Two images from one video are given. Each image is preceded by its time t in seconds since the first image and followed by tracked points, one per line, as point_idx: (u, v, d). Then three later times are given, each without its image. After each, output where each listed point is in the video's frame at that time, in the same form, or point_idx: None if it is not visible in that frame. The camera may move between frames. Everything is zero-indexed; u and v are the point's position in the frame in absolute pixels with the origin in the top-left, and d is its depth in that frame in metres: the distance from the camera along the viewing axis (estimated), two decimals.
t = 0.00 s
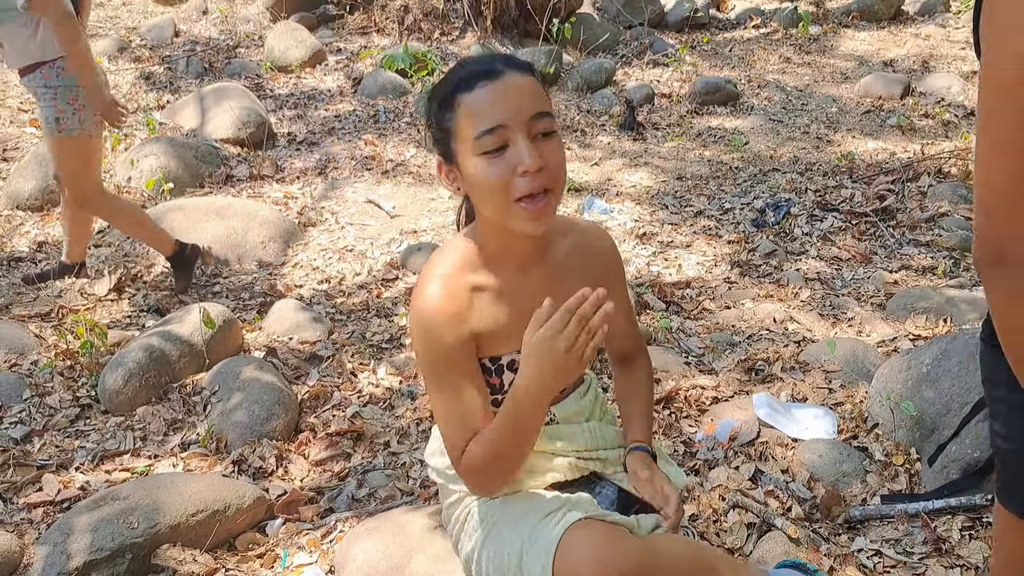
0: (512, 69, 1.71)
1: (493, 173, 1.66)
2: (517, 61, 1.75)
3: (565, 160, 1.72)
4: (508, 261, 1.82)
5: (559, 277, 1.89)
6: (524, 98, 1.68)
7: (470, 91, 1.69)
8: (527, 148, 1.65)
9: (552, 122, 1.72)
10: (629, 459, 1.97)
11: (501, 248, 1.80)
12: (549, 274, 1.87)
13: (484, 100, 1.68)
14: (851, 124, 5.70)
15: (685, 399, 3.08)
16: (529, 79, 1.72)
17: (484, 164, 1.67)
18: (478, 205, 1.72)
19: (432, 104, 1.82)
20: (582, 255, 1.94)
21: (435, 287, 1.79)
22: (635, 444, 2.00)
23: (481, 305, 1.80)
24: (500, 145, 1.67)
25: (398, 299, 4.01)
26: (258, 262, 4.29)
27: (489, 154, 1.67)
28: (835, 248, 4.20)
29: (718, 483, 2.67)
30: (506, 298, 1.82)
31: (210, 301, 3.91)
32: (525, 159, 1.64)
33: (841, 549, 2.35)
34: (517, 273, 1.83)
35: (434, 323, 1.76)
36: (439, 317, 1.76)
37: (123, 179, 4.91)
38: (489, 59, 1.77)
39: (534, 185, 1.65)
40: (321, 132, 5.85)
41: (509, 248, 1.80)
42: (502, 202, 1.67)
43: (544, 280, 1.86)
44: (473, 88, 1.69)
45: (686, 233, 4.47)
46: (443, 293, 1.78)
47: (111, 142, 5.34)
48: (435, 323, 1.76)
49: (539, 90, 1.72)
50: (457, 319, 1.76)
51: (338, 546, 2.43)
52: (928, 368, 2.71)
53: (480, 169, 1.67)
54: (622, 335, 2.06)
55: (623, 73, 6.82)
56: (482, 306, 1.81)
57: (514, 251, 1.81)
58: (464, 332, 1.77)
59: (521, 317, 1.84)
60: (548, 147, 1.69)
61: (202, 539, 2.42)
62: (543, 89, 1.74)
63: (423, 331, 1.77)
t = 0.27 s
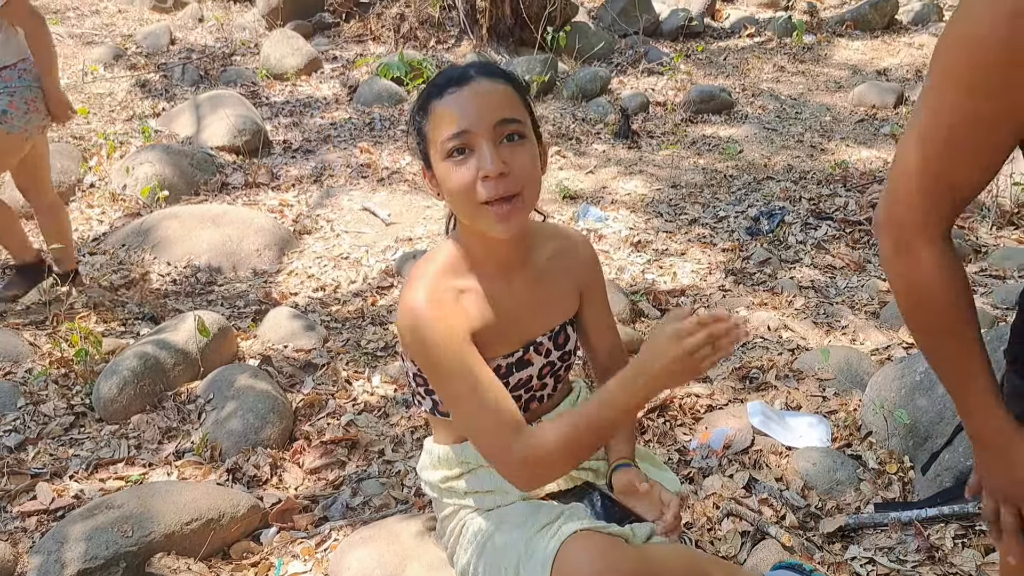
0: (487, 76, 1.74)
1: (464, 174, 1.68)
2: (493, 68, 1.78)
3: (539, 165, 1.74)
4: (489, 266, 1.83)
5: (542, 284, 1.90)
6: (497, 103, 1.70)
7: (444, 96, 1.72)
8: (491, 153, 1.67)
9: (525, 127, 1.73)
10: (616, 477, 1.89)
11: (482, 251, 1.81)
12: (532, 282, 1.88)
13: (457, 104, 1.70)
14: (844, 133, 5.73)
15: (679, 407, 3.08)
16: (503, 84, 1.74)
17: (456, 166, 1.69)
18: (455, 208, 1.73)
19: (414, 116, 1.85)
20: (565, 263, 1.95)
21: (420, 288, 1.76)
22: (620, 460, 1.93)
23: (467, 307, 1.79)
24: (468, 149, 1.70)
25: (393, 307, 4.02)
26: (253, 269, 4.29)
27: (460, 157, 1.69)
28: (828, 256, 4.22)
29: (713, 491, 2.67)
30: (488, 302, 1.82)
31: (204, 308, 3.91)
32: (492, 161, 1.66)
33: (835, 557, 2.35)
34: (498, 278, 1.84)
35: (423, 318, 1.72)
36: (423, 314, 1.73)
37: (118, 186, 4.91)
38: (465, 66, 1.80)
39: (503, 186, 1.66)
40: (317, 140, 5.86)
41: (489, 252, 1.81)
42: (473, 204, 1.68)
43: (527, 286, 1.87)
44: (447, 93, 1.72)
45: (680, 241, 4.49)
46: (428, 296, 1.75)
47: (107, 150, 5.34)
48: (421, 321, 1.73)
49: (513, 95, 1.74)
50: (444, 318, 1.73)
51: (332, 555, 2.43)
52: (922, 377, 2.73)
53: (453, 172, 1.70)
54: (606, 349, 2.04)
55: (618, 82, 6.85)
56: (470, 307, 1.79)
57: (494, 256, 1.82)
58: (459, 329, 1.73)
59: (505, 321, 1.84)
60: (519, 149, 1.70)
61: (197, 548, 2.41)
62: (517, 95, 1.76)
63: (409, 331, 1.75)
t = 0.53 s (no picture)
0: (491, 84, 1.76)
1: (462, 175, 1.70)
2: (499, 77, 1.80)
3: (540, 170, 1.73)
4: (492, 272, 1.83)
5: (544, 293, 1.90)
6: (498, 109, 1.72)
7: (447, 103, 1.76)
8: (490, 156, 1.68)
9: (527, 131, 1.74)
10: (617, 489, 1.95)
11: (484, 258, 1.81)
12: (535, 290, 1.88)
13: (459, 109, 1.73)
14: (842, 139, 5.74)
15: (677, 414, 3.09)
16: (507, 92, 1.76)
17: (454, 168, 1.71)
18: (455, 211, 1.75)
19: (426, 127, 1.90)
20: (567, 273, 1.95)
21: (422, 290, 1.79)
22: (621, 471, 1.99)
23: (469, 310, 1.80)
24: (468, 153, 1.71)
25: (391, 313, 4.02)
26: (251, 276, 4.29)
27: (459, 160, 1.71)
28: (826, 262, 4.23)
29: (710, 498, 2.67)
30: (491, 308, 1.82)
31: (202, 315, 3.92)
32: (488, 163, 1.67)
33: (832, 564, 2.36)
34: (501, 284, 1.84)
35: (424, 317, 1.75)
36: (423, 315, 1.76)
37: (116, 193, 4.91)
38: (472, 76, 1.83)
39: (499, 187, 1.66)
40: (315, 146, 5.87)
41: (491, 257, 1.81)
42: (469, 205, 1.69)
43: (528, 295, 1.87)
44: (451, 100, 1.76)
45: (678, 247, 4.50)
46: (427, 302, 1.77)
47: (105, 156, 5.35)
48: (422, 321, 1.76)
49: (516, 101, 1.75)
50: (445, 319, 1.75)
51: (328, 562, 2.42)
52: (919, 384, 2.71)
53: (452, 174, 1.72)
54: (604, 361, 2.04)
55: (616, 88, 6.86)
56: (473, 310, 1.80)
57: (497, 262, 1.82)
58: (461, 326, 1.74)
59: (507, 327, 1.85)
60: (520, 152, 1.71)
61: (194, 555, 2.41)
62: (521, 102, 1.77)
63: (411, 332, 1.78)
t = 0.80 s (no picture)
0: (518, 87, 1.73)
1: (482, 179, 1.66)
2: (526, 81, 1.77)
3: (563, 178, 1.69)
4: (505, 280, 1.79)
5: (553, 301, 1.90)
6: (524, 112, 1.68)
7: (474, 104, 1.72)
8: (513, 160, 1.65)
9: (553, 139, 1.70)
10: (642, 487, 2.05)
11: (499, 263, 1.77)
12: (546, 298, 1.88)
13: (483, 112, 1.69)
14: (841, 142, 5.75)
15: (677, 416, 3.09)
16: (533, 97, 1.73)
17: (475, 171, 1.68)
18: (474, 214, 1.71)
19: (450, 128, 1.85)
20: (574, 283, 1.97)
21: (433, 291, 1.74)
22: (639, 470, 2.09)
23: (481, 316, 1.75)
24: (491, 157, 1.68)
25: (391, 316, 4.02)
26: (251, 279, 4.29)
27: (482, 164, 1.68)
28: (825, 264, 4.23)
29: (710, 500, 2.67)
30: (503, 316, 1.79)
31: (202, 317, 3.92)
32: (512, 168, 1.63)
33: (832, 566, 2.36)
34: (513, 293, 1.81)
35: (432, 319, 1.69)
36: (432, 319, 1.69)
37: (117, 196, 4.92)
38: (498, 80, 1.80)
39: (521, 193, 1.63)
40: (315, 149, 5.87)
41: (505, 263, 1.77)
42: (488, 208, 1.66)
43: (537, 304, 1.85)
44: (478, 103, 1.72)
45: (678, 250, 4.50)
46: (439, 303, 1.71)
47: (105, 159, 5.36)
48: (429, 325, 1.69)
49: (544, 109, 1.72)
50: (456, 323, 1.68)
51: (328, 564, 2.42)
52: (919, 387, 2.71)
53: (473, 177, 1.68)
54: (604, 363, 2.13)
55: (616, 91, 6.88)
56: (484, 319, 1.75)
57: (512, 270, 1.78)
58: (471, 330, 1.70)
59: (519, 335, 1.83)
60: (545, 159, 1.67)
61: (194, 558, 2.41)
62: (548, 109, 1.75)
63: (418, 334, 1.71)
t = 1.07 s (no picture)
0: (549, 97, 1.67)
1: (507, 194, 1.64)
2: (558, 88, 1.72)
3: (588, 198, 1.68)
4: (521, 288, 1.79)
5: (567, 310, 1.90)
6: (553, 127, 1.64)
7: (504, 113, 1.67)
8: (539, 179, 1.62)
9: (581, 156, 1.67)
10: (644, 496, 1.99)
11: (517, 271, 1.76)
12: (560, 307, 1.87)
13: (510, 122, 1.65)
14: (842, 143, 5.75)
15: (678, 417, 3.09)
16: (564, 108, 1.68)
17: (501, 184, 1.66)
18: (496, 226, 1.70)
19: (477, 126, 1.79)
20: (587, 289, 1.96)
21: (450, 294, 1.73)
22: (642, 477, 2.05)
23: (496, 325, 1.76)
24: (518, 170, 1.65)
25: (392, 317, 4.02)
26: (252, 280, 4.29)
27: (508, 178, 1.65)
28: (826, 265, 4.23)
29: (712, 501, 2.67)
30: (519, 323, 1.79)
31: (203, 319, 3.92)
32: (538, 188, 1.61)
33: (834, 567, 2.35)
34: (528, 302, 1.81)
35: (447, 328, 1.69)
36: (449, 326, 1.69)
37: (117, 198, 4.91)
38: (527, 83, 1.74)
39: (545, 213, 1.62)
40: (316, 151, 5.88)
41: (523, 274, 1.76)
42: (511, 224, 1.65)
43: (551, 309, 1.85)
44: (507, 111, 1.67)
45: (679, 251, 4.50)
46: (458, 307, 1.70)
47: (106, 161, 5.36)
48: (446, 333, 1.69)
49: (574, 123, 1.68)
50: (471, 333, 1.68)
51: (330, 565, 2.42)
52: (920, 387, 2.70)
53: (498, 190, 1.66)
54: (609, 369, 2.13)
55: (616, 93, 6.88)
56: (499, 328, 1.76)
57: (529, 276, 1.78)
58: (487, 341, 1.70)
59: (534, 343, 1.83)
60: (572, 179, 1.65)
61: (195, 559, 2.40)
62: (579, 121, 1.70)
63: (433, 338, 1.71)
